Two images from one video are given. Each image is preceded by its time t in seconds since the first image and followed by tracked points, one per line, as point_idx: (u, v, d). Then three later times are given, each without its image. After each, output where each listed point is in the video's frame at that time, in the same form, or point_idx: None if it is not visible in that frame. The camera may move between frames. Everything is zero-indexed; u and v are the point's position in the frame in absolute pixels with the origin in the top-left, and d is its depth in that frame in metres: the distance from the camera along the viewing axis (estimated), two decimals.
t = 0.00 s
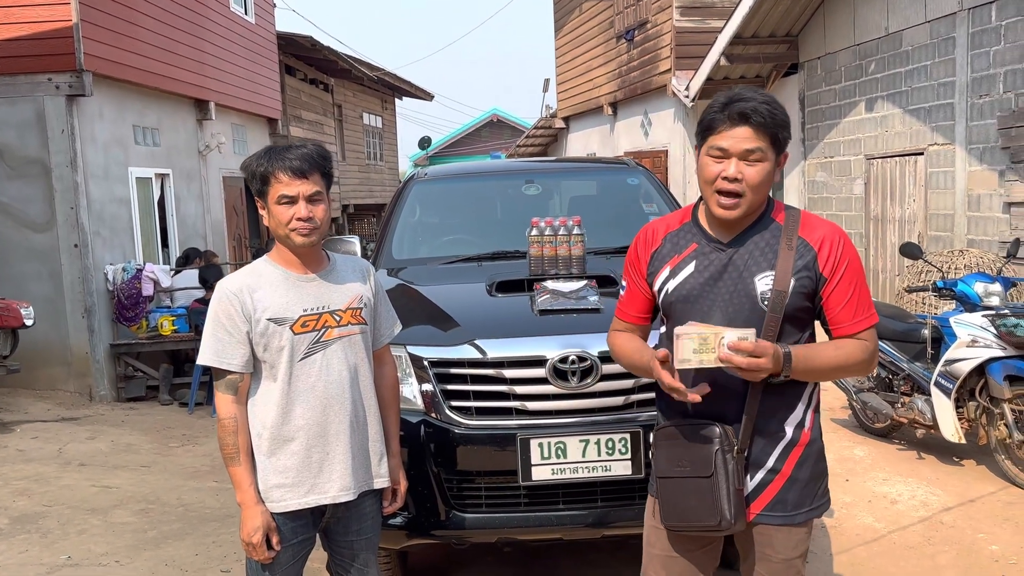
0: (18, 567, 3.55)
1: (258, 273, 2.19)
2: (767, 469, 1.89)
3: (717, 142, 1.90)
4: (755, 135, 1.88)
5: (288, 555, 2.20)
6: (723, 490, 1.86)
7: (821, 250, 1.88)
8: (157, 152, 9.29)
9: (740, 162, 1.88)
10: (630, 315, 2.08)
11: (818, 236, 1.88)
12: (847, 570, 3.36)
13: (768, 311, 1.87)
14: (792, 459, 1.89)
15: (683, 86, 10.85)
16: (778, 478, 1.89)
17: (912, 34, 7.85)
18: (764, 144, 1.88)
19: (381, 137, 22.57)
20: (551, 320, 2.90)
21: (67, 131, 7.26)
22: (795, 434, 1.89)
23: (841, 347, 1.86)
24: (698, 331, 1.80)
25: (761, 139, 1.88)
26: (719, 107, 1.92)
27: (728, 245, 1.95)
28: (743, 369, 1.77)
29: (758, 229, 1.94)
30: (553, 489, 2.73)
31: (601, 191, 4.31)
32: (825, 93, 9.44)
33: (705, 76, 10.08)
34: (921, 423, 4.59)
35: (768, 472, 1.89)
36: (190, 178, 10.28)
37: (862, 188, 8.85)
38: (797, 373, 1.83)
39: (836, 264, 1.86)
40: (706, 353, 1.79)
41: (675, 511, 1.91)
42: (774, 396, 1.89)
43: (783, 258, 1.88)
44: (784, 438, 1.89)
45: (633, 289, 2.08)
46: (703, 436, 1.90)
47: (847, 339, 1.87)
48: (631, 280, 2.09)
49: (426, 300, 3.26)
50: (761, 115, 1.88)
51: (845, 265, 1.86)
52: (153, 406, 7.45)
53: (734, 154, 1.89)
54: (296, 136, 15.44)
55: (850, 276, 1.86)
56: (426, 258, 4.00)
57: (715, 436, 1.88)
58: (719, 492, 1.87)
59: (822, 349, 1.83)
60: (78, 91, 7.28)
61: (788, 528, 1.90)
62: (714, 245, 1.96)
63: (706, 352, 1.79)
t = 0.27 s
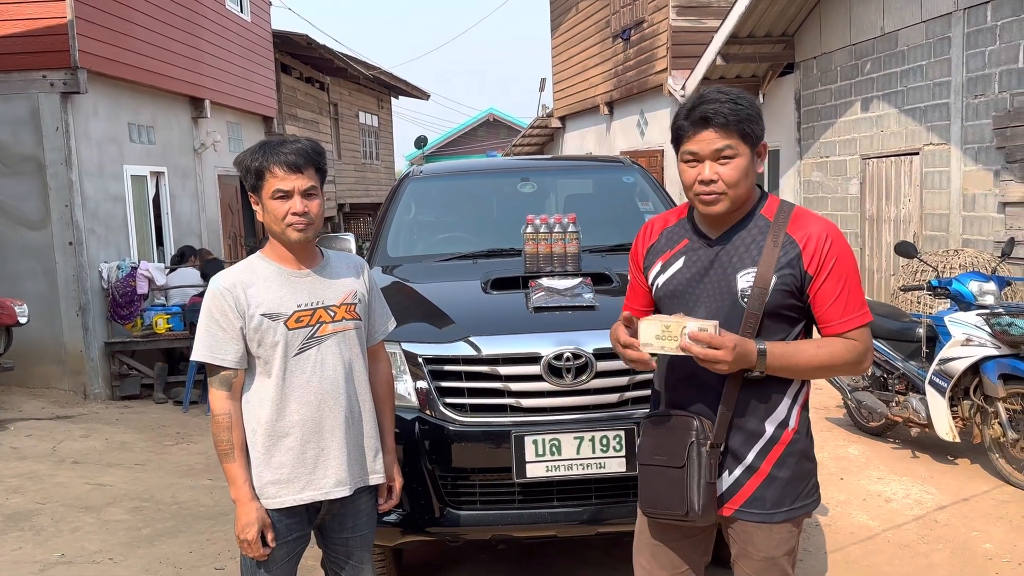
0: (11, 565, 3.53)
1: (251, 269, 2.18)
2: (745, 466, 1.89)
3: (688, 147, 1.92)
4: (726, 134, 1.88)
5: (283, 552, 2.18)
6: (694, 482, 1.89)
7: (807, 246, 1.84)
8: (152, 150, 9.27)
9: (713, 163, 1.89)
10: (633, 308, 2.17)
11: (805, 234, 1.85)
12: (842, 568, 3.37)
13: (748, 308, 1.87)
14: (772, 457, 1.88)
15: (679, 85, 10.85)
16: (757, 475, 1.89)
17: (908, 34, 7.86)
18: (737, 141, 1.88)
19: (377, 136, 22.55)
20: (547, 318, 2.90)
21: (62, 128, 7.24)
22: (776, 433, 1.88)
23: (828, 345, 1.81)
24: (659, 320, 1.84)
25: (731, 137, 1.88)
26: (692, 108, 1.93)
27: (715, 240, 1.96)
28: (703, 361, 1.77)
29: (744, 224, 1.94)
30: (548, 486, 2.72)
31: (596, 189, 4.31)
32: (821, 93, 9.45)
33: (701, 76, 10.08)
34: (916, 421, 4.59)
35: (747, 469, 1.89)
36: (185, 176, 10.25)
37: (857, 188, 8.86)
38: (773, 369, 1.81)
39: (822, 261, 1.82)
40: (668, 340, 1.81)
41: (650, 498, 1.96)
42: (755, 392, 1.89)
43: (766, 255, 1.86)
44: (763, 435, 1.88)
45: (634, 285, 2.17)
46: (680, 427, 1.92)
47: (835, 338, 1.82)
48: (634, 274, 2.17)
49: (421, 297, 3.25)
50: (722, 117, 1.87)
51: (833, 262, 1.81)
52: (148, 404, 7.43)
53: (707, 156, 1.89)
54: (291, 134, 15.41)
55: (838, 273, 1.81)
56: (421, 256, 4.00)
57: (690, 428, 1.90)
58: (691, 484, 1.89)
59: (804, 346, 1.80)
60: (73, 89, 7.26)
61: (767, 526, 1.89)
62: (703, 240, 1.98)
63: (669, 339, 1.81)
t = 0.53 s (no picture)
0: (7, 563, 3.53)
1: (249, 266, 2.17)
2: (729, 464, 1.89)
3: (682, 139, 1.92)
4: (720, 130, 1.88)
5: (281, 550, 2.18)
6: (674, 477, 1.90)
7: (787, 242, 1.82)
8: (150, 148, 9.26)
9: (705, 157, 1.89)
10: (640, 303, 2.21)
11: (788, 230, 1.83)
12: (839, 566, 3.37)
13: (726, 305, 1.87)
14: (756, 457, 1.87)
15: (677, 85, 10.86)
16: (741, 474, 1.88)
17: (906, 34, 7.87)
18: (729, 136, 1.88)
19: (375, 135, 22.54)
20: (544, 316, 2.89)
21: (59, 126, 7.23)
22: (761, 433, 1.87)
23: (809, 342, 1.79)
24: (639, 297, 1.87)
25: (726, 133, 1.88)
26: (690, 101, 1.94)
27: (705, 238, 1.98)
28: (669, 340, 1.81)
29: (733, 221, 1.94)
30: (545, 485, 2.72)
31: (593, 188, 4.31)
32: (819, 93, 9.45)
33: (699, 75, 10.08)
34: (913, 421, 4.60)
35: (731, 467, 1.89)
36: (182, 174, 10.23)
37: (855, 188, 8.86)
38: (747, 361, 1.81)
39: (803, 257, 1.80)
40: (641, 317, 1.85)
41: (634, 491, 1.98)
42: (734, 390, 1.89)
43: (748, 251, 1.85)
44: (748, 435, 1.87)
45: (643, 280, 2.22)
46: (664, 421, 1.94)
47: (818, 334, 1.80)
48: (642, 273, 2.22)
49: (418, 296, 3.25)
50: (720, 112, 1.87)
51: (815, 259, 1.79)
52: (144, 403, 7.42)
53: (700, 150, 1.90)
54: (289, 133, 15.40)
55: (821, 270, 1.78)
56: (419, 254, 3.99)
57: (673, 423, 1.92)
58: (671, 479, 1.90)
59: (780, 341, 1.79)
60: (70, 87, 7.24)
61: (752, 526, 1.88)
62: (694, 239, 2.01)
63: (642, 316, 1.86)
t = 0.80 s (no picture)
0: (3, 560, 3.53)
1: (247, 263, 2.17)
2: (703, 462, 1.91)
3: (678, 132, 1.94)
4: (716, 123, 1.88)
5: (277, 548, 2.18)
6: (646, 469, 1.96)
7: (757, 242, 1.82)
8: (147, 146, 9.25)
9: (698, 149, 1.90)
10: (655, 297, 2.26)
11: (762, 229, 1.82)
12: (834, 565, 3.37)
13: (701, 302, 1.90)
14: (729, 457, 1.88)
15: (676, 84, 10.85)
16: (715, 473, 1.90)
17: (903, 33, 7.88)
18: (724, 131, 1.88)
19: (373, 134, 22.53)
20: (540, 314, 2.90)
21: (56, 124, 7.22)
22: (734, 434, 1.88)
23: (766, 343, 1.78)
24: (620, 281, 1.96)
25: (721, 127, 1.88)
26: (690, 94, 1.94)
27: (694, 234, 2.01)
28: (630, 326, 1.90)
29: (720, 219, 1.95)
30: (540, 483, 2.72)
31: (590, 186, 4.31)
32: (816, 92, 9.46)
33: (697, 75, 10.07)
34: (909, 420, 4.60)
35: (704, 465, 1.91)
36: (180, 172, 10.22)
37: (852, 187, 8.87)
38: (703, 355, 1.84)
39: (769, 257, 1.79)
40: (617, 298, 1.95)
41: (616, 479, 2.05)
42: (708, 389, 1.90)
43: (724, 249, 1.86)
44: (720, 434, 1.89)
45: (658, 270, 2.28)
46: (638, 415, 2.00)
47: (778, 336, 1.78)
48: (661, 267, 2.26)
49: (414, 294, 3.25)
50: (717, 105, 1.88)
51: (779, 259, 1.77)
52: (141, 401, 7.41)
53: (694, 142, 1.91)
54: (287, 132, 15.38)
55: (784, 270, 1.76)
56: (416, 252, 4.00)
57: (646, 417, 1.98)
58: (643, 471, 1.96)
59: (735, 339, 1.80)
60: (68, 85, 7.23)
61: (726, 526, 1.89)
62: (687, 234, 2.04)
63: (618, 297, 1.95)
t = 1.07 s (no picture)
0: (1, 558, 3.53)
1: (246, 262, 2.17)
2: (695, 461, 1.92)
3: (676, 130, 1.94)
4: (714, 122, 1.89)
5: (274, 545, 2.18)
6: (638, 468, 1.97)
7: (749, 242, 1.82)
8: (147, 145, 9.25)
9: (695, 148, 1.91)
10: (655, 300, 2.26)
11: (753, 230, 1.82)
12: (831, 564, 3.38)
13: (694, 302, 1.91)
14: (720, 457, 1.88)
15: (675, 83, 10.86)
16: (706, 472, 1.90)
17: (902, 33, 7.88)
18: (722, 131, 1.89)
19: (373, 133, 22.53)
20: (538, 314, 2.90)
21: (55, 122, 7.22)
22: (725, 433, 1.88)
23: (756, 343, 1.78)
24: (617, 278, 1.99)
25: (718, 128, 1.88)
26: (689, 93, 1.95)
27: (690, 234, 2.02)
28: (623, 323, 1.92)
29: (714, 219, 1.95)
30: (537, 481, 2.73)
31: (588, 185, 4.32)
32: (816, 92, 9.47)
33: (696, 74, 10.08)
34: (907, 419, 4.61)
35: (696, 464, 1.92)
36: (179, 171, 10.22)
37: (851, 187, 8.87)
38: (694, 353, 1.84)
39: (761, 256, 1.79)
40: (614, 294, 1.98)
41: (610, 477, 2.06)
42: (702, 387, 1.91)
43: (718, 249, 1.87)
44: (712, 434, 1.89)
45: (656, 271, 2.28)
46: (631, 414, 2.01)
47: (768, 336, 1.78)
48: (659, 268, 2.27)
49: (413, 292, 3.26)
50: (715, 104, 1.88)
51: (771, 259, 1.77)
52: (140, 399, 7.42)
53: (691, 141, 1.91)
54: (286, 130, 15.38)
55: (775, 270, 1.76)
56: (414, 251, 4.00)
57: (639, 416, 1.99)
58: (635, 470, 1.97)
59: (725, 339, 1.80)
60: (67, 83, 7.24)
61: (717, 525, 1.90)
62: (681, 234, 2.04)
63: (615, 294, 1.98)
